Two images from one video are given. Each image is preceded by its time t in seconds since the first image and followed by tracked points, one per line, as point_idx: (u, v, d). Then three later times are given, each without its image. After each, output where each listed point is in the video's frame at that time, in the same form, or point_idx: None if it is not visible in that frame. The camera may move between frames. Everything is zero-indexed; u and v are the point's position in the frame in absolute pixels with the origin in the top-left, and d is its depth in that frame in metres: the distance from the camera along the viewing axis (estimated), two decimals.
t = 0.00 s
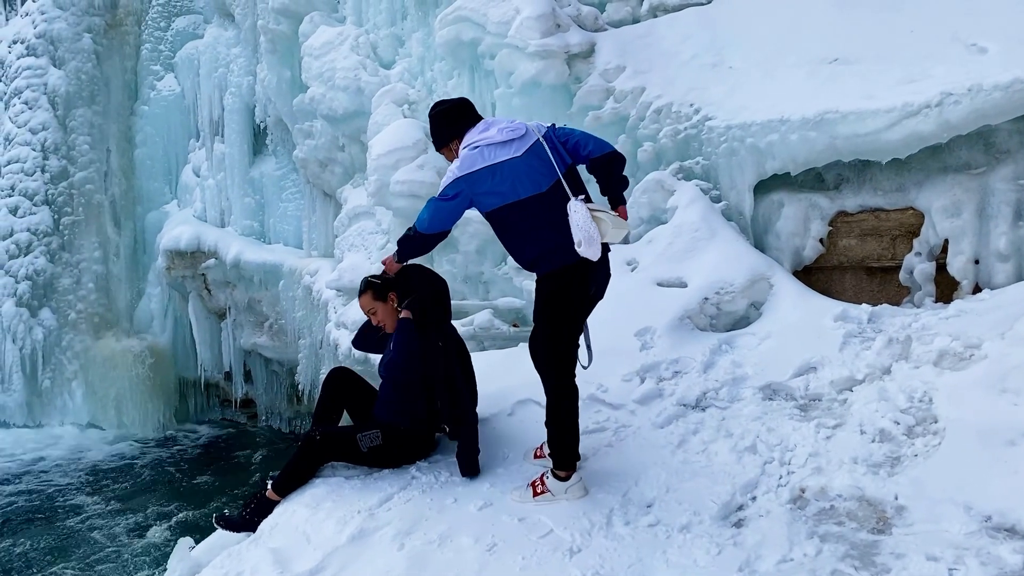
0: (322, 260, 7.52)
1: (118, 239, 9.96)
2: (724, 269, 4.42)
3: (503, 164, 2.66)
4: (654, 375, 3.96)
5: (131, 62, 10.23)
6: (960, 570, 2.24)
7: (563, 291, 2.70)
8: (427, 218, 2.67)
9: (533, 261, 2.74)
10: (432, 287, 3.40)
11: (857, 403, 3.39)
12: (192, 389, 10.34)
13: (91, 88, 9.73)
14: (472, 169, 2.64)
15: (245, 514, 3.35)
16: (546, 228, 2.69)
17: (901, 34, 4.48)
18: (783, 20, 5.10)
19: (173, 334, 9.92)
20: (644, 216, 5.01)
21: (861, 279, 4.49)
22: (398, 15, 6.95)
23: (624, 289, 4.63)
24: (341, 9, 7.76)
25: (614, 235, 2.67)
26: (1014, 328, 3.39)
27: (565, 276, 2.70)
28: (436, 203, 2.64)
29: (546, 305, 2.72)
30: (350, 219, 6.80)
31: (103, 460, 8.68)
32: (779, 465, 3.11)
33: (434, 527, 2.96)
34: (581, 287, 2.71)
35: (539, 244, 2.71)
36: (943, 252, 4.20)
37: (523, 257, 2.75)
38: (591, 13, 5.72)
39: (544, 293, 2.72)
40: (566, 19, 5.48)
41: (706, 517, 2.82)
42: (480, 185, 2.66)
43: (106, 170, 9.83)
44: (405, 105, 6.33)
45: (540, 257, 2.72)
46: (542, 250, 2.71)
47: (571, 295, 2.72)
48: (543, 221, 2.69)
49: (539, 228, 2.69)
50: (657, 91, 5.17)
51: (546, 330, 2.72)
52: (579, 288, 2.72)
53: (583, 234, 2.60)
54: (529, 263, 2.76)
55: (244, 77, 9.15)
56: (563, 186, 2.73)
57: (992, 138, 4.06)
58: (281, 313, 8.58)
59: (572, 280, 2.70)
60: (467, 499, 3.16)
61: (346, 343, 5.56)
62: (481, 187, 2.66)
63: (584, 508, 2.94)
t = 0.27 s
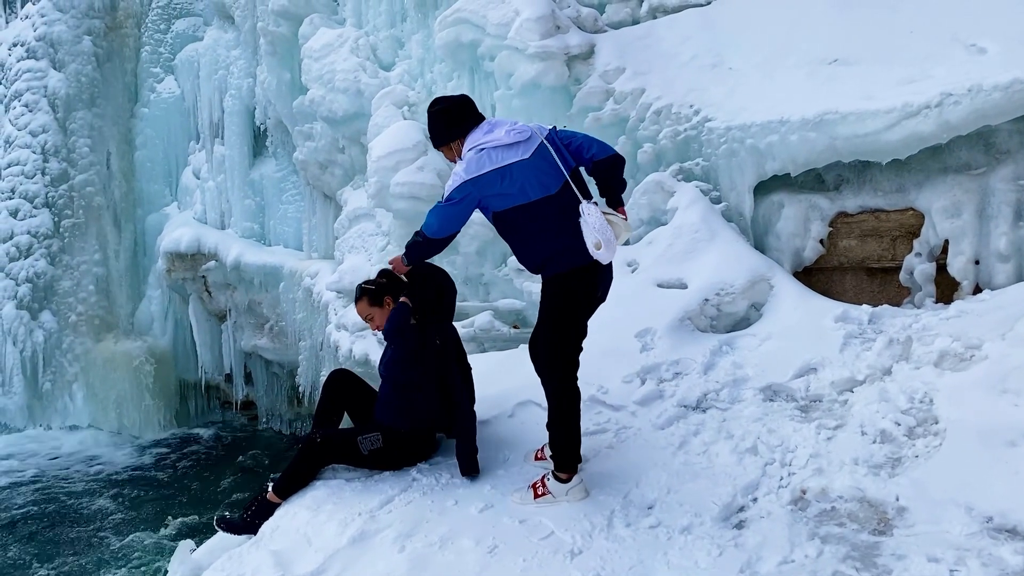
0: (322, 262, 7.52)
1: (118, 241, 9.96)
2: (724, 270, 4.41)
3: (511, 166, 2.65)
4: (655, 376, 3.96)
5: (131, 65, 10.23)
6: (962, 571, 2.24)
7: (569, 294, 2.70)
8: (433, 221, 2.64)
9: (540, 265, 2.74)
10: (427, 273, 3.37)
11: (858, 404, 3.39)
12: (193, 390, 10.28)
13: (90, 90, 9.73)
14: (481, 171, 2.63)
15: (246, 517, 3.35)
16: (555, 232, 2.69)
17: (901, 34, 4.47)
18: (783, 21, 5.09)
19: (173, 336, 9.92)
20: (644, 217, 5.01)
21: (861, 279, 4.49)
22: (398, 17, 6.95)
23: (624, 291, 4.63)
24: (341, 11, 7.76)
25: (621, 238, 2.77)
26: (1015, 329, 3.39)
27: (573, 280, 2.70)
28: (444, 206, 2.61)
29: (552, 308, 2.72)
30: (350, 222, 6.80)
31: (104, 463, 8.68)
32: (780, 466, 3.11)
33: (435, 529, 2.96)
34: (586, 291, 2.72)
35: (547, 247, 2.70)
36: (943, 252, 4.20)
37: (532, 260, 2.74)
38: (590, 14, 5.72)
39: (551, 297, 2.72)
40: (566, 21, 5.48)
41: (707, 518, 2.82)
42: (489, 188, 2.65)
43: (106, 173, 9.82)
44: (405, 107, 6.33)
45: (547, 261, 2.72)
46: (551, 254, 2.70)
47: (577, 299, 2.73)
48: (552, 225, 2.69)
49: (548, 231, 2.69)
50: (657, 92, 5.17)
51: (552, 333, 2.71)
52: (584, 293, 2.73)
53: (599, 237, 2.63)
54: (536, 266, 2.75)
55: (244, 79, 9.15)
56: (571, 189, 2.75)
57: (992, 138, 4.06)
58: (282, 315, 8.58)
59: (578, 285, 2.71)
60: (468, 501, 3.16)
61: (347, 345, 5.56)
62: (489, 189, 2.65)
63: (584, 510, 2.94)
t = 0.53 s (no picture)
0: (322, 263, 7.52)
1: (118, 243, 9.95)
2: (724, 271, 4.41)
3: (521, 160, 2.65)
4: (654, 377, 3.96)
5: (130, 66, 10.23)
6: (962, 572, 2.24)
7: (570, 295, 2.70)
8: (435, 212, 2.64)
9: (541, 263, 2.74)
10: (422, 267, 3.21)
11: (857, 405, 3.39)
12: (193, 392, 10.26)
13: (89, 92, 9.72)
14: (487, 164, 2.63)
15: (245, 519, 3.35)
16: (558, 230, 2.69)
17: (900, 35, 4.48)
18: (782, 21, 5.09)
19: (172, 338, 9.92)
20: (643, 218, 5.01)
21: (860, 280, 4.48)
22: (396, 18, 6.95)
23: (624, 292, 4.63)
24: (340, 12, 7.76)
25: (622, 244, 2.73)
26: (1014, 329, 3.39)
27: (574, 280, 2.70)
28: (447, 198, 2.62)
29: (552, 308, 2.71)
30: (349, 223, 6.79)
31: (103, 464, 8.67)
32: (780, 467, 3.11)
33: (435, 531, 2.96)
34: (586, 292, 2.73)
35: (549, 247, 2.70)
36: (943, 252, 4.19)
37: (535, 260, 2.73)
38: (589, 15, 5.72)
39: (551, 297, 2.71)
40: (565, 22, 5.48)
41: (707, 519, 2.82)
42: (494, 182, 2.65)
43: (105, 174, 9.82)
44: (404, 109, 6.32)
45: (548, 261, 2.71)
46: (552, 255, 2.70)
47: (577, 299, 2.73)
48: (558, 222, 2.69)
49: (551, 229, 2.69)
50: (656, 93, 5.17)
51: (552, 334, 2.71)
52: (584, 296, 2.74)
53: (600, 241, 2.62)
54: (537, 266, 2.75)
55: (243, 80, 9.15)
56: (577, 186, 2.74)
57: (991, 138, 4.06)
58: (281, 316, 8.56)
59: (578, 284, 2.71)
60: (468, 502, 3.16)
61: (346, 347, 5.55)
62: (494, 184, 2.66)
63: (584, 511, 2.94)
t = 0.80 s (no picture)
0: (320, 264, 7.51)
1: (116, 245, 9.96)
2: (723, 271, 4.41)
3: (536, 150, 2.65)
4: (653, 377, 3.95)
5: (128, 67, 10.23)
6: (961, 571, 2.24)
7: (568, 297, 2.69)
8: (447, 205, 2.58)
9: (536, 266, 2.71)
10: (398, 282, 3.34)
11: (856, 405, 3.38)
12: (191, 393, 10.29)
13: (87, 93, 9.71)
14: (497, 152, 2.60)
15: (244, 519, 3.34)
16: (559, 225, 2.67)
17: (898, 34, 4.48)
18: (780, 21, 5.09)
19: (172, 339, 9.87)
20: (642, 218, 5.00)
21: (859, 279, 4.47)
22: (395, 18, 6.94)
23: (623, 292, 4.63)
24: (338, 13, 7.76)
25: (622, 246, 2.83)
26: (1013, 328, 3.39)
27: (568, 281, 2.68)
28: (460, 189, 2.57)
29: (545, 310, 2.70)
30: (348, 224, 6.79)
31: (102, 466, 8.66)
32: (779, 466, 3.10)
33: (434, 531, 2.95)
34: (582, 294, 2.72)
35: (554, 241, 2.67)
36: (942, 252, 4.19)
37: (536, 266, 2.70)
38: (587, 15, 5.72)
39: (545, 300, 2.69)
40: (563, 22, 5.47)
41: (705, 519, 2.82)
42: (505, 173, 2.62)
43: (103, 175, 9.81)
44: (402, 109, 6.31)
45: (550, 260, 2.67)
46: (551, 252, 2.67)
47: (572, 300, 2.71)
48: (567, 217, 2.69)
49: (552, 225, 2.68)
50: (654, 93, 5.17)
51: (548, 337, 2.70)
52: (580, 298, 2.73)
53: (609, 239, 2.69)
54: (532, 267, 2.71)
55: (241, 81, 9.15)
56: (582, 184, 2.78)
57: (989, 138, 4.06)
58: (280, 317, 8.55)
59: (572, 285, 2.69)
60: (466, 503, 3.16)
61: (345, 347, 5.55)
62: (506, 175, 2.63)
63: (582, 512, 2.93)
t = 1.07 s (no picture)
0: (319, 265, 7.51)
1: (115, 246, 9.95)
2: (721, 271, 4.41)
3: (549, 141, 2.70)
4: (652, 377, 3.95)
5: (127, 68, 10.23)
6: (960, 571, 2.24)
7: (569, 296, 2.70)
8: (510, 204, 2.53)
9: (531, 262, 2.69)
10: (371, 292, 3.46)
11: (854, 405, 3.39)
12: (190, 394, 10.34)
13: (86, 94, 9.70)
14: (521, 143, 2.61)
15: (243, 520, 3.34)
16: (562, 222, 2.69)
17: (895, 35, 4.48)
18: (778, 21, 5.10)
19: (169, 340, 9.95)
20: (640, 218, 5.00)
21: (858, 279, 4.47)
22: (393, 19, 6.94)
23: (622, 292, 4.63)
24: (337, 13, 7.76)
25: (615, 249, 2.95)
26: (1012, 328, 3.39)
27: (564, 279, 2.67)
28: (512, 185, 2.53)
29: (542, 309, 2.69)
30: (347, 224, 6.78)
31: (101, 467, 8.65)
32: (777, 466, 3.10)
33: (433, 532, 2.95)
34: (580, 293, 2.73)
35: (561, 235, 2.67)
36: (940, 252, 4.19)
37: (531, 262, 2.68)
38: (586, 15, 5.72)
39: (542, 299, 2.68)
40: (561, 22, 5.47)
41: (704, 519, 2.82)
42: (536, 162, 2.62)
43: (102, 176, 9.80)
44: (400, 109, 6.31)
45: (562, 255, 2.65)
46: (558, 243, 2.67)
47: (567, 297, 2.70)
48: (579, 209, 2.75)
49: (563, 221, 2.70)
50: (653, 93, 5.17)
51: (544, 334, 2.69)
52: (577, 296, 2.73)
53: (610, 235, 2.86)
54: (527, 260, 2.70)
55: (240, 81, 9.15)
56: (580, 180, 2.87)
57: (987, 138, 4.06)
58: (278, 318, 8.53)
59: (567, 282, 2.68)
60: (465, 503, 3.16)
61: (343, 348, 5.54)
62: (538, 163, 2.63)
63: (581, 512, 2.93)
